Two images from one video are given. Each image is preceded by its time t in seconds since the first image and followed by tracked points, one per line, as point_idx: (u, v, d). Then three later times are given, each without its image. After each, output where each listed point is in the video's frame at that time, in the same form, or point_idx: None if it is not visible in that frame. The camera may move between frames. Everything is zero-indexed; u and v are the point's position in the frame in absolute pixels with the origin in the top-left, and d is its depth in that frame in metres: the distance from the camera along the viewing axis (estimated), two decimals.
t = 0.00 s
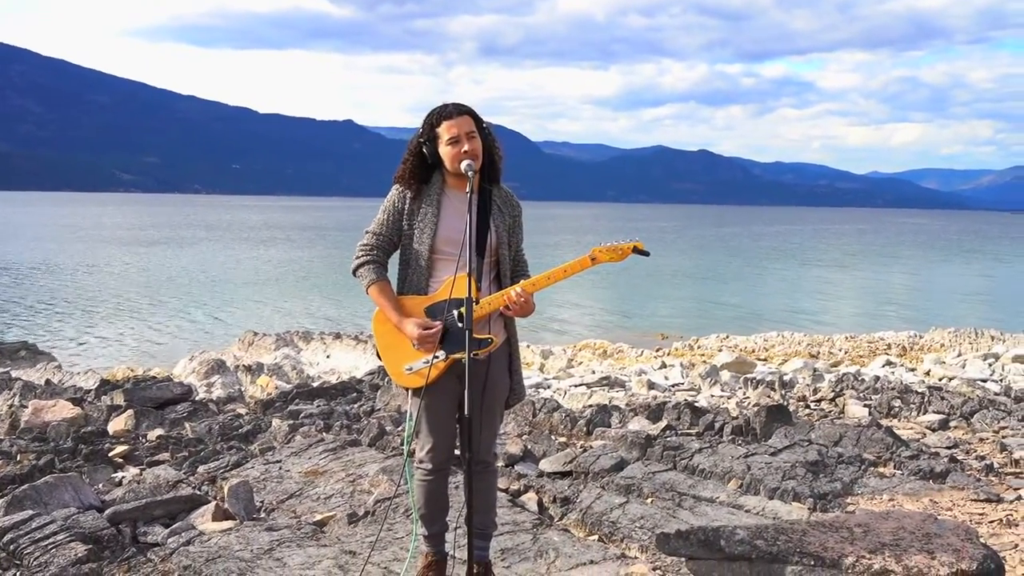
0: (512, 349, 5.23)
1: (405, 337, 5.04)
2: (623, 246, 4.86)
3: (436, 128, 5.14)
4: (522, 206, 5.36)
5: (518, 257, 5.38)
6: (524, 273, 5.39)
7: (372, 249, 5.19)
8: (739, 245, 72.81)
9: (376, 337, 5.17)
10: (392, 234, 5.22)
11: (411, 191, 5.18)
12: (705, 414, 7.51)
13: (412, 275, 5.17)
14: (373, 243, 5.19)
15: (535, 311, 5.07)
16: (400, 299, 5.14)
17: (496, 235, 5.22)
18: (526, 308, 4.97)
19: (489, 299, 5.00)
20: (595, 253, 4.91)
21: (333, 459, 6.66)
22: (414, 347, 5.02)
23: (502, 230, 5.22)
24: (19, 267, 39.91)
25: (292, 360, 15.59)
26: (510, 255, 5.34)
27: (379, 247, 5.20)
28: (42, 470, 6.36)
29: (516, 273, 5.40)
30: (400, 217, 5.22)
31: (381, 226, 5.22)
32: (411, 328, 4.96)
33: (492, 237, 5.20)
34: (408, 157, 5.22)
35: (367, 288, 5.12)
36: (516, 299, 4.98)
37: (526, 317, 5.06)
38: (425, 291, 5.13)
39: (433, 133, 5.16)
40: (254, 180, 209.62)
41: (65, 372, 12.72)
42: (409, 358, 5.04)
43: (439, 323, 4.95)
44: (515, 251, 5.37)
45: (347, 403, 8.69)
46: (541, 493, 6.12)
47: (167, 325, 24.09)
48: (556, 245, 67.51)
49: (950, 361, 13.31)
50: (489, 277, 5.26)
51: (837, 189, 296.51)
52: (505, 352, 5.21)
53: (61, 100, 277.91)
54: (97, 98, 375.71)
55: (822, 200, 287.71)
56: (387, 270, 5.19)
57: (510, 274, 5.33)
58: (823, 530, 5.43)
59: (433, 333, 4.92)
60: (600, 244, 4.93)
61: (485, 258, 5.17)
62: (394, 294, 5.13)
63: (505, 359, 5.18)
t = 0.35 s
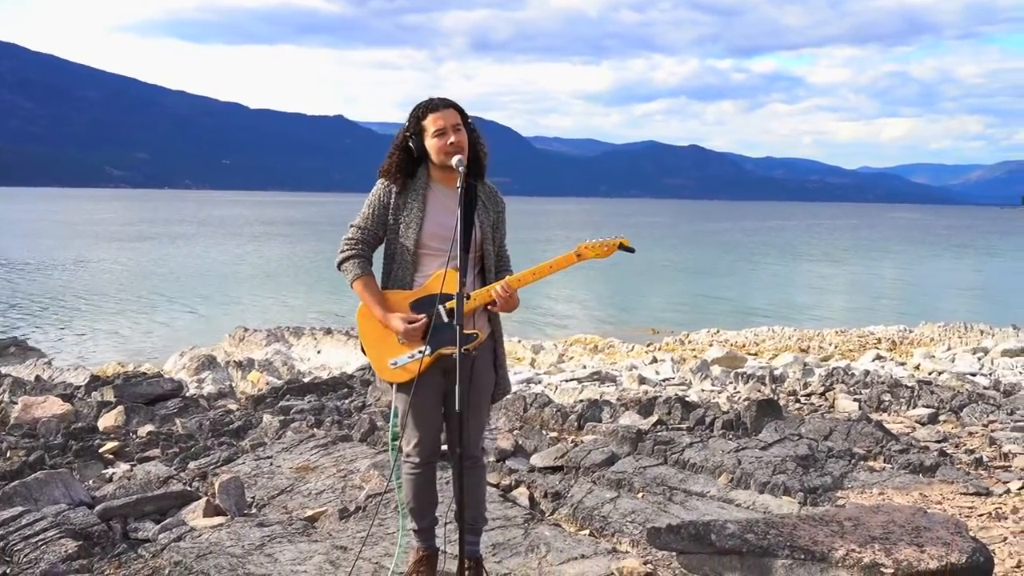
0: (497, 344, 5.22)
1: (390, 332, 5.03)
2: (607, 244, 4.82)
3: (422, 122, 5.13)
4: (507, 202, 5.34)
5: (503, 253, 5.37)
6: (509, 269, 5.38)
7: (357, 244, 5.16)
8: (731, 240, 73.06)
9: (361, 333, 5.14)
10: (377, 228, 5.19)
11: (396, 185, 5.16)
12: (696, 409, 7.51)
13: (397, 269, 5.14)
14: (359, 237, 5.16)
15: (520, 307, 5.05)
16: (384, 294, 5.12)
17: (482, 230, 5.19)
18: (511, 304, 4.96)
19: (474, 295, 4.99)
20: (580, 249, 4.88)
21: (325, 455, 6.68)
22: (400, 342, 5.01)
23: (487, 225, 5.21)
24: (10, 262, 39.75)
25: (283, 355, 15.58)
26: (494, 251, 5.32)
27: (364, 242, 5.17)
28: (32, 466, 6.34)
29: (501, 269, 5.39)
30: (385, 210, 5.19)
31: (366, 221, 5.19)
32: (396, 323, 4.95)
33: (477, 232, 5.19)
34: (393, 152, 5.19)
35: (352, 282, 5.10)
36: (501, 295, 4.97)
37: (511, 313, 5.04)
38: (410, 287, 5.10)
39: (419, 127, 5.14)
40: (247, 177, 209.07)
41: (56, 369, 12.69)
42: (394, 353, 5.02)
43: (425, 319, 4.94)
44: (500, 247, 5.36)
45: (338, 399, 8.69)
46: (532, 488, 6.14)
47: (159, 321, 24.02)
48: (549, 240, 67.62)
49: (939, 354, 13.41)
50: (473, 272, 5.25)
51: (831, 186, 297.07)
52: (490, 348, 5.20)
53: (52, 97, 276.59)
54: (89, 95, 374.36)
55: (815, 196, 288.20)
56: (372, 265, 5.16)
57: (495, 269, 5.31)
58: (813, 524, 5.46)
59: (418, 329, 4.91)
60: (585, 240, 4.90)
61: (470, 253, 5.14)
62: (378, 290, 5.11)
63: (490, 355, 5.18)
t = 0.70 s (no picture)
0: (482, 333, 6.03)
1: (390, 323, 5.76)
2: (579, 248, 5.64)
3: (416, 138, 5.89)
4: (489, 208, 6.16)
5: (486, 253, 6.20)
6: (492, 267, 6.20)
7: (359, 246, 5.86)
8: (710, 240, 74.76)
9: (364, 324, 5.86)
10: (377, 233, 5.91)
11: (393, 194, 5.89)
12: (662, 390, 8.55)
13: (395, 268, 5.89)
14: (360, 241, 5.87)
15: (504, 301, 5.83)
16: (385, 290, 5.85)
17: (468, 234, 5.99)
18: (497, 299, 5.73)
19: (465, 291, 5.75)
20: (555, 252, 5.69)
21: (338, 431, 7.60)
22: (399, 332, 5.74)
23: (472, 230, 6.03)
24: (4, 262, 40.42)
25: (301, 344, 16.56)
26: (479, 250, 6.14)
27: (365, 244, 5.87)
28: (82, 442, 7.29)
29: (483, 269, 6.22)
30: (384, 217, 5.92)
31: (367, 226, 5.89)
32: (397, 314, 5.65)
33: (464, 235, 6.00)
34: (390, 165, 5.91)
35: (356, 281, 5.78)
36: (488, 291, 5.74)
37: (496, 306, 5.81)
38: (407, 284, 5.84)
39: (413, 143, 5.87)
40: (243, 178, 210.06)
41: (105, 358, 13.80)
42: (394, 342, 5.75)
43: (422, 312, 5.68)
44: (483, 248, 6.18)
45: (350, 381, 9.62)
46: (519, 460, 7.08)
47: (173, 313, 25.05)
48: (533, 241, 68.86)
49: (876, 342, 14.72)
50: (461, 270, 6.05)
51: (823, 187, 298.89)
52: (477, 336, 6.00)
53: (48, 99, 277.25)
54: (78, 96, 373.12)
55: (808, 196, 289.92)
56: (373, 265, 5.88)
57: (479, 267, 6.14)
58: (765, 490, 6.21)
59: (416, 319, 5.64)
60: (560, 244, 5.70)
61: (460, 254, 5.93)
62: (379, 287, 5.83)
63: (477, 343, 5.94)
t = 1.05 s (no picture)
0: (476, 325, 6.49)
1: (389, 319, 6.20)
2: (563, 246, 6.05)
3: (411, 145, 6.32)
4: (480, 210, 6.60)
5: (478, 251, 6.65)
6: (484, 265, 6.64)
7: (360, 248, 6.29)
8: (693, 246, 76.02)
9: (365, 319, 6.31)
10: (376, 235, 6.34)
11: (390, 199, 6.32)
12: (639, 380, 9.50)
13: (394, 267, 6.32)
14: (361, 243, 6.29)
15: (493, 296, 6.26)
16: (385, 288, 6.29)
17: (461, 234, 6.43)
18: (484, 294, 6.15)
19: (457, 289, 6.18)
20: (541, 251, 6.10)
21: (341, 417, 8.25)
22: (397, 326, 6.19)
23: (465, 230, 6.46)
24: None
25: (306, 336, 17.41)
26: (471, 250, 6.60)
27: (366, 246, 6.30)
28: (101, 428, 7.94)
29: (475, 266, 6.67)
30: (383, 220, 6.35)
31: (367, 228, 6.32)
32: (396, 311, 6.09)
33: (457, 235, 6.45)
34: (388, 171, 6.34)
35: (357, 280, 6.22)
36: (478, 288, 6.17)
37: (486, 301, 6.25)
38: (405, 282, 6.28)
39: (408, 150, 6.30)
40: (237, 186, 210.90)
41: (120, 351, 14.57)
42: (394, 335, 6.22)
43: (418, 309, 6.11)
44: (475, 248, 6.63)
45: (351, 371, 10.31)
46: (508, 445, 7.72)
47: (177, 318, 25.85)
48: (520, 246, 69.84)
49: (838, 337, 15.61)
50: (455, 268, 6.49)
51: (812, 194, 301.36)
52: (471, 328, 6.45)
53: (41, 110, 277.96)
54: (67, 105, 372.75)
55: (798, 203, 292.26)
56: (373, 265, 6.31)
57: (471, 265, 6.60)
58: (734, 472, 6.70)
59: (414, 315, 6.08)
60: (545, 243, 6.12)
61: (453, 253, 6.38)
62: (379, 285, 6.26)
63: (471, 334, 6.38)
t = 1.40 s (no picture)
0: (480, 324, 6.40)
1: (390, 315, 6.17)
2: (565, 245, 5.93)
3: (419, 141, 6.22)
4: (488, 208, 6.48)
5: (485, 249, 6.53)
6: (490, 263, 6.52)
7: (365, 244, 6.29)
8: (689, 244, 76.16)
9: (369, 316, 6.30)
10: (381, 231, 6.33)
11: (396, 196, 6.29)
12: (636, 377, 9.53)
13: (397, 264, 6.30)
14: (365, 239, 6.29)
15: (496, 294, 6.15)
16: (388, 284, 6.27)
17: (466, 232, 6.34)
18: (487, 291, 6.05)
19: (458, 287, 6.09)
20: (541, 250, 6.00)
21: (338, 415, 8.27)
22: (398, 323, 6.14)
23: (469, 228, 6.37)
24: None
25: (304, 335, 17.41)
26: (477, 248, 6.49)
27: (370, 242, 6.30)
28: (97, 427, 7.94)
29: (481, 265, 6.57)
30: (388, 216, 6.33)
31: (373, 225, 6.31)
32: (396, 309, 6.04)
33: (461, 233, 6.36)
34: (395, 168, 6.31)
35: (361, 276, 6.22)
36: (477, 287, 6.07)
37: (488, 299, 6.15)
38: (408, 279, 6.25)
39: (415, 146, 6.22)
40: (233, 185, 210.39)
41: (115, 350, 14.53)
42: (394, 332, 6.16)
43: (418, 306, 6.05)
44: (482, 246, 6.52)
45: (348, 369, 10.32)
46: (505, 442, 7.76)
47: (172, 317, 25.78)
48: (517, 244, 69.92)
49: (833, 335, 15.66)
50: (459, 266, 6.40)
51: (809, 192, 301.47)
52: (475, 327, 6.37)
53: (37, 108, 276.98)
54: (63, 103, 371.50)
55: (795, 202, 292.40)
56: (377, 261, 6.30)
57: (477, 263, 6.49)
58: (731, 470, 6.73)
59: (413, 313, 6.02)
60: (546, 243, 6.02)
61: (457, 251, 6.30)
62: (382, 282, 6.25)
63: (474, 334, 6.31)
